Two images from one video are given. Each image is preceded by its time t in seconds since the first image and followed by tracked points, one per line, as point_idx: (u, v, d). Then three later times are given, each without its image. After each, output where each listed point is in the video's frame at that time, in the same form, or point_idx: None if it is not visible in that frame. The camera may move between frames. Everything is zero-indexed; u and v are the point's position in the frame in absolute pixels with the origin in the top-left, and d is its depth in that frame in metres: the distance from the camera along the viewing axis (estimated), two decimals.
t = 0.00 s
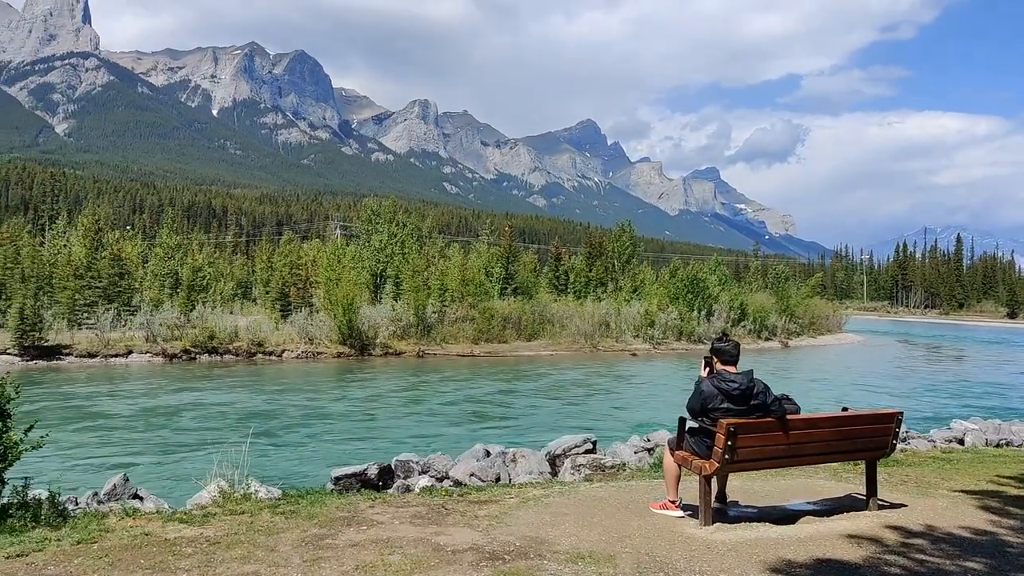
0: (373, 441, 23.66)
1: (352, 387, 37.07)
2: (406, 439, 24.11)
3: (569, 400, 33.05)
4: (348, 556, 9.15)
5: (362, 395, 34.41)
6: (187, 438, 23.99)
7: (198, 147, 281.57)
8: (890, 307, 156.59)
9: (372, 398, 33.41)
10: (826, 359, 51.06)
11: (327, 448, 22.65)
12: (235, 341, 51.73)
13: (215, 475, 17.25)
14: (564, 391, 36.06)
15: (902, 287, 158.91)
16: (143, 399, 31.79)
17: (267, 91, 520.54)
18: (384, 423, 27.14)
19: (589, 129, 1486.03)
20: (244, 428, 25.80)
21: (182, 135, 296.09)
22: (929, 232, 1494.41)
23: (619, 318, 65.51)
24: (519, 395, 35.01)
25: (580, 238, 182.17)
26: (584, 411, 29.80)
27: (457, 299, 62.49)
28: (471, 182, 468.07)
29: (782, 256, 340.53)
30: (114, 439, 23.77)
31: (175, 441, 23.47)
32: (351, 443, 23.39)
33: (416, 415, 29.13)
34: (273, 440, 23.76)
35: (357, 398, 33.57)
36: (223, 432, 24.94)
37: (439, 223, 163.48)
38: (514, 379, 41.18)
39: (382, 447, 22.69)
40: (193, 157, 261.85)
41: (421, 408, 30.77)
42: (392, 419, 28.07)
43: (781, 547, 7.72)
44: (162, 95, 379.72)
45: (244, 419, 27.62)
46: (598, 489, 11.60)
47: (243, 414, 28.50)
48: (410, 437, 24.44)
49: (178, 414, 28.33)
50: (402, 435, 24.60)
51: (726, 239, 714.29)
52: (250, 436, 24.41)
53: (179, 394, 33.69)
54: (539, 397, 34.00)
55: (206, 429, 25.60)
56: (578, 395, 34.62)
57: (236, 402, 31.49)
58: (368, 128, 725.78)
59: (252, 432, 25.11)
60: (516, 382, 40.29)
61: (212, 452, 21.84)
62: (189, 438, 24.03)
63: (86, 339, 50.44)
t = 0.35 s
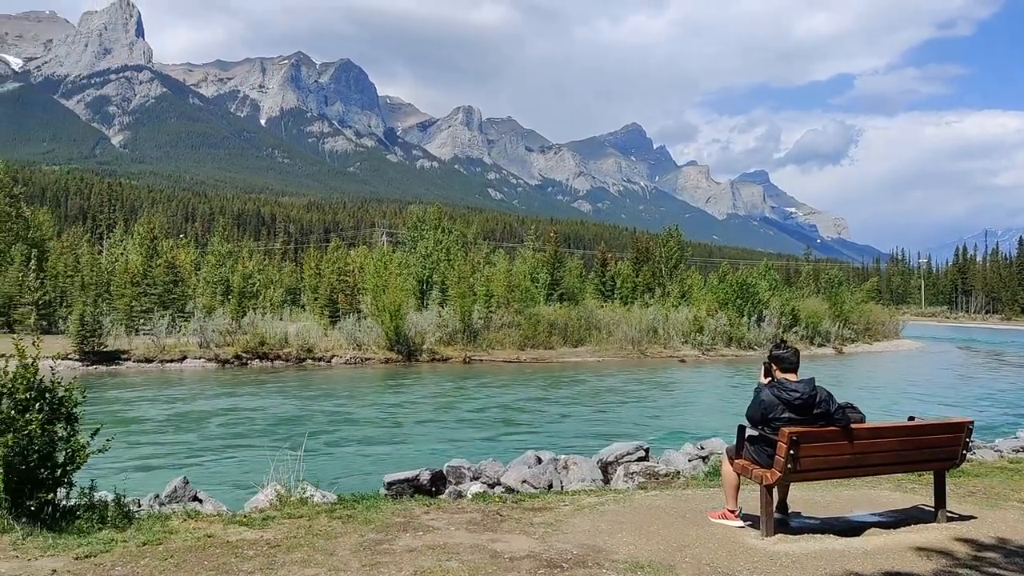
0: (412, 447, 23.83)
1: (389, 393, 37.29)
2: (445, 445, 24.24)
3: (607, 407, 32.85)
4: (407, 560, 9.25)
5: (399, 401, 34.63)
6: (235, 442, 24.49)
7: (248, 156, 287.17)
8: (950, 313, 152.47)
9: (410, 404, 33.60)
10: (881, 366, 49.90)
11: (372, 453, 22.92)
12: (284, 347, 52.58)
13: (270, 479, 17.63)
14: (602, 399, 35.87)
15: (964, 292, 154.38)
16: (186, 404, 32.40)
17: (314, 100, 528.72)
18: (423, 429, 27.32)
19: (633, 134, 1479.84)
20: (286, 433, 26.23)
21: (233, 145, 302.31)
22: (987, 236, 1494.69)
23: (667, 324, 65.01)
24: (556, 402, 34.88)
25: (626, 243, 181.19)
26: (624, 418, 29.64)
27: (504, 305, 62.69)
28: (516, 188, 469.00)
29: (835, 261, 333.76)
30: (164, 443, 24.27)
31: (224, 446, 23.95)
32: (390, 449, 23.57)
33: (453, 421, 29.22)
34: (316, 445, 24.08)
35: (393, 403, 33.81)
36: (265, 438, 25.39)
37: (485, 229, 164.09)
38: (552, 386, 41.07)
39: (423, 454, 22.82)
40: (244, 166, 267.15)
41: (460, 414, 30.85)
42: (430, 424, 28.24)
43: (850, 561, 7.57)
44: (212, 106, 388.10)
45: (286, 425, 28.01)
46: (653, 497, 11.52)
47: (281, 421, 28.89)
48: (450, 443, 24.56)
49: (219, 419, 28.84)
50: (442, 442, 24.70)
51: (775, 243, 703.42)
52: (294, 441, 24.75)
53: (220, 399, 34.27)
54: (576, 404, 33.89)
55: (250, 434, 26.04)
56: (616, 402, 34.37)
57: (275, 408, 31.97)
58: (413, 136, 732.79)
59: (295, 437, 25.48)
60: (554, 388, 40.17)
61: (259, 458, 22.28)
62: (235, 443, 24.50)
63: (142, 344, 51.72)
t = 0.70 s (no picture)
0: (515, 460, 23.84)
1: (488, 406, 37.45)
2: (549, 459, 24.15)
3: (712, 423, 31.94)
4: None
5: (498, 413, 34.73)
6: (348, 453, 25.18)
7: (362, 174, 297.41)
8: None
9: (509, 417, 33.63)
10: None
11: (481, 465, 23.10)
12: (399, 358, 53.87)
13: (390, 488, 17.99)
14: (706, 414, 34.85)
15: None
16: (294, 414, 33.56)
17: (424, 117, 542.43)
18: (525, 442, 27.28)
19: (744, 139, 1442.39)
20: (392, 444, 26.76)
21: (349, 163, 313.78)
22: None
23: (788, 336, 62.80)
24: (658, 416, 34.15)
25: (743, 252, 176.17)
26: (732, 435, 28.71)
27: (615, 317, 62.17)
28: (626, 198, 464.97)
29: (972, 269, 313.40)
30: (281, 451, 25.25)
31: (338, 455, 24.70)
32: (494, 462, 23.65)
33: (555, 434, 29.07)
34: (424, 457, 24.44)
35: (493, 416, 33.94)
36: (372, 448, 25.97)
37: (594, 240, 163.40)
38: (654, 400, 40.23)
39: (529, 467, 22.80)
40: (359, 184, 276.86)
41: (561, 428, 30.67)
42: (532, 438, 28.20)
43: None
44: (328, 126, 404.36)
45: (393, 436, 28.57)
46: (780, 518, 11.07)
47: (383, 432, 29.46)
48: (554, 457, 24.45)
49: (324, 430, 29.68)
50: (548, 456, 24.60)
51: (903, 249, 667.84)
52: (404, 452, 25.26)
53: (326, 410, 35.29)
54: (680, 420, 33.07)
55: (357, 444, 26.70)
56: (723, 418, 33.35)
57: (378, 419, 32.64)
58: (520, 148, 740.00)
59: (402, 449, 25.95)
60: (656, 403, 39.34)
61: (373, 467, 22.85)
62: (348, 453, 25.22)
63: (267, 356, 54.16)
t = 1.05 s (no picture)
0: (607, 472, 23.48)
1: (574, 416, 37.02)
2: (640, 472, 23.63)
3: (810, 441, 30.50)
4: None
5: (583, 424, 34.26)
6: (440, 460, 25.39)
7: (464, 184, 302.22)
8: None
9: (595, 428, 33.14)
10: None
11: (572, 477, 22.84)
12: (499, 366, 54.18)
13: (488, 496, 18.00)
14: (803, 431, 33.31)
15: None
16: (381, 420, 34.13)
17: (525, 128, 546.41)
18: (615, 454, 26.81)
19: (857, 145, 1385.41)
20: (480, 452, 26.79)
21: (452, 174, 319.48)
22: None
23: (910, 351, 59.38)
24: (751, 432, 32.91)
25: (858, 263, 168.71)
26: (832, 454, 27.33)
27: (720, 329, 60.68)
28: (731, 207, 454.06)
29: None
30: (375, 456, 25.70)
31: (431, 461, 24.94)
32: (586, 473, 23.36)
33: (645, 447, 28.42)
34: (515, 466, 24.36)
35: (579, 426, 33.52)
36: (460, 456, 26.08)
37: (698, 249, 160.18)
38: (748, 415, 38.78)
39: (621, 481, 22.37)
40: (460, 194, 281.58)
41: (650, 441, 29.97)
42: (622, 450, 27.66)
43: None
44: (431, 138, 413.07)
45: (480, 444, 28.63)
46: (898, 546, 10.46)
47: (468, 439, 29.56)
48: (646, 471, 23.91)
49: (410, 436, 30.04)
50: (639, 470, 24.09)
51: None
52: (495, 461, 25.26)
53: (413, 416, 35.73)
54: (775, 436, 31.75)
55: (445, 451, 26.88)
56: (823, 435, 31.90)
57: (464, 427, 32.78)
58: (621, 157, 734.20)
59: (491, 457, 25.97)
60: (750, 417, 37.92)
61: (465, 474, 22.96)
62: (439, 459, 25.42)
63: (370, 361, 55.51)
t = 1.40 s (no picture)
0: (676, 478, 23.02)
1: (633, 420, 36.41)
2: (704, 479, 23.05)
3: (880, 451, 29.16)
4: None
5: (641, 429, 33.64)
6: (505, 461, 25.33)
7: (540, 187, 302.51)
8: None
9: (654, 432, 32.50)
10: None
11: (639, 482, 22.43)
12: (573, 370, 53.87)
13: (559, 499, 17.84)
14: (872, 440, 31.94)
15: None
16: (439, 420, 34.27)
17: (602, 130, 543.73)
18: (677, 460, 26.21)
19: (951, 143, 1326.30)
20: (540, 455, 26.63)
21: (529, 177, 320.39)
22: None
23: (1011, 358, 56.08)
24: (817, 440, 31.72)
25: (952, 265, 161.39)
26: (906, 465, 26.07)
27: (803, 334, 58.94)
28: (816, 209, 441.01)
29: None
30: (441, 456, 25.80)
31: (496, 463, 24.93)
32: (654, 479, 22.94)
33: (707, 453, 27.72)
34: (580, 470, 24.10)
35: (637, 431, 32.94)
36: (521, 458, 25.98)
37: (780, 251, 156.13)
38: (814, 422, 37.43)
39: (687, 487, 21.88)
40: (535, 198, 281.65)
41: (712, 447, 29.23)
42: (683, 456, 27.03)
43: None
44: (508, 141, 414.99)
45: (538, 447, 28.45)
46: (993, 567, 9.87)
47: (527, 441, 29.44)
48: (712, 477, 23.32)
49: (468, 437, 30.08)
50: (703, 476, 23.52)
51: None
52: (556, 464, 25.05)
53: (472, 417, 35.76)
54: (843, 445, 30.48)
55: (505, 453, 26.81)
56: (898, 445, 30.58)
57: (521, 429, 32.65)
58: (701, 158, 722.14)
59: (552, 459, 25.75)
60: (816, 425, 36.53)
61: (530, 477, 22.84)
62: (503, 461, 25.37)
63: (445, 363, 55.95)
